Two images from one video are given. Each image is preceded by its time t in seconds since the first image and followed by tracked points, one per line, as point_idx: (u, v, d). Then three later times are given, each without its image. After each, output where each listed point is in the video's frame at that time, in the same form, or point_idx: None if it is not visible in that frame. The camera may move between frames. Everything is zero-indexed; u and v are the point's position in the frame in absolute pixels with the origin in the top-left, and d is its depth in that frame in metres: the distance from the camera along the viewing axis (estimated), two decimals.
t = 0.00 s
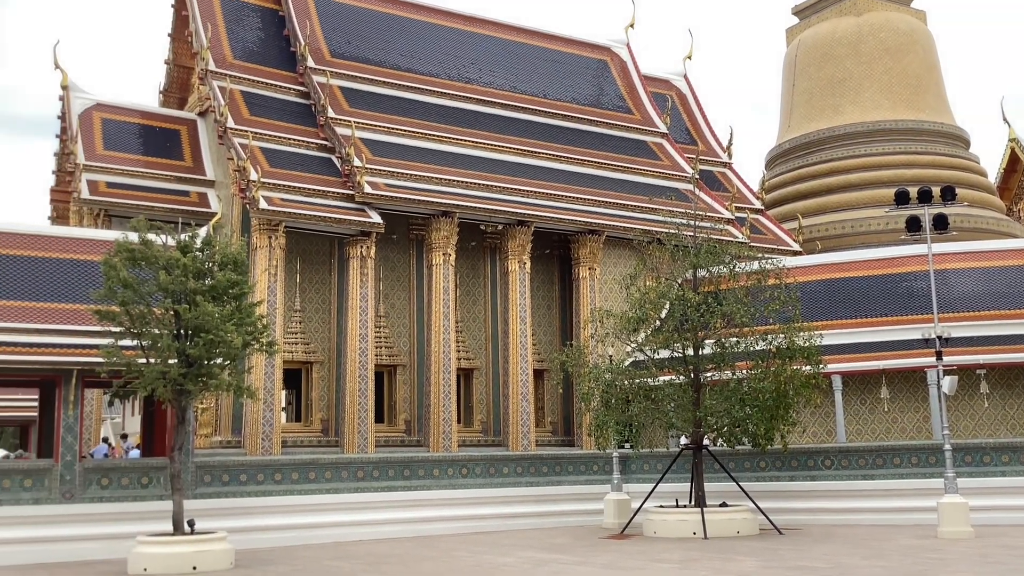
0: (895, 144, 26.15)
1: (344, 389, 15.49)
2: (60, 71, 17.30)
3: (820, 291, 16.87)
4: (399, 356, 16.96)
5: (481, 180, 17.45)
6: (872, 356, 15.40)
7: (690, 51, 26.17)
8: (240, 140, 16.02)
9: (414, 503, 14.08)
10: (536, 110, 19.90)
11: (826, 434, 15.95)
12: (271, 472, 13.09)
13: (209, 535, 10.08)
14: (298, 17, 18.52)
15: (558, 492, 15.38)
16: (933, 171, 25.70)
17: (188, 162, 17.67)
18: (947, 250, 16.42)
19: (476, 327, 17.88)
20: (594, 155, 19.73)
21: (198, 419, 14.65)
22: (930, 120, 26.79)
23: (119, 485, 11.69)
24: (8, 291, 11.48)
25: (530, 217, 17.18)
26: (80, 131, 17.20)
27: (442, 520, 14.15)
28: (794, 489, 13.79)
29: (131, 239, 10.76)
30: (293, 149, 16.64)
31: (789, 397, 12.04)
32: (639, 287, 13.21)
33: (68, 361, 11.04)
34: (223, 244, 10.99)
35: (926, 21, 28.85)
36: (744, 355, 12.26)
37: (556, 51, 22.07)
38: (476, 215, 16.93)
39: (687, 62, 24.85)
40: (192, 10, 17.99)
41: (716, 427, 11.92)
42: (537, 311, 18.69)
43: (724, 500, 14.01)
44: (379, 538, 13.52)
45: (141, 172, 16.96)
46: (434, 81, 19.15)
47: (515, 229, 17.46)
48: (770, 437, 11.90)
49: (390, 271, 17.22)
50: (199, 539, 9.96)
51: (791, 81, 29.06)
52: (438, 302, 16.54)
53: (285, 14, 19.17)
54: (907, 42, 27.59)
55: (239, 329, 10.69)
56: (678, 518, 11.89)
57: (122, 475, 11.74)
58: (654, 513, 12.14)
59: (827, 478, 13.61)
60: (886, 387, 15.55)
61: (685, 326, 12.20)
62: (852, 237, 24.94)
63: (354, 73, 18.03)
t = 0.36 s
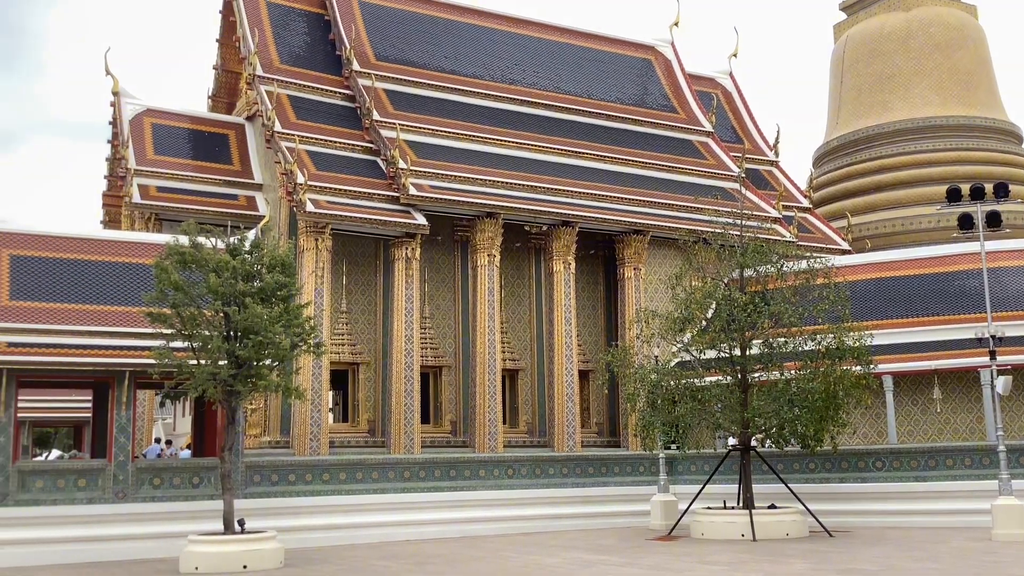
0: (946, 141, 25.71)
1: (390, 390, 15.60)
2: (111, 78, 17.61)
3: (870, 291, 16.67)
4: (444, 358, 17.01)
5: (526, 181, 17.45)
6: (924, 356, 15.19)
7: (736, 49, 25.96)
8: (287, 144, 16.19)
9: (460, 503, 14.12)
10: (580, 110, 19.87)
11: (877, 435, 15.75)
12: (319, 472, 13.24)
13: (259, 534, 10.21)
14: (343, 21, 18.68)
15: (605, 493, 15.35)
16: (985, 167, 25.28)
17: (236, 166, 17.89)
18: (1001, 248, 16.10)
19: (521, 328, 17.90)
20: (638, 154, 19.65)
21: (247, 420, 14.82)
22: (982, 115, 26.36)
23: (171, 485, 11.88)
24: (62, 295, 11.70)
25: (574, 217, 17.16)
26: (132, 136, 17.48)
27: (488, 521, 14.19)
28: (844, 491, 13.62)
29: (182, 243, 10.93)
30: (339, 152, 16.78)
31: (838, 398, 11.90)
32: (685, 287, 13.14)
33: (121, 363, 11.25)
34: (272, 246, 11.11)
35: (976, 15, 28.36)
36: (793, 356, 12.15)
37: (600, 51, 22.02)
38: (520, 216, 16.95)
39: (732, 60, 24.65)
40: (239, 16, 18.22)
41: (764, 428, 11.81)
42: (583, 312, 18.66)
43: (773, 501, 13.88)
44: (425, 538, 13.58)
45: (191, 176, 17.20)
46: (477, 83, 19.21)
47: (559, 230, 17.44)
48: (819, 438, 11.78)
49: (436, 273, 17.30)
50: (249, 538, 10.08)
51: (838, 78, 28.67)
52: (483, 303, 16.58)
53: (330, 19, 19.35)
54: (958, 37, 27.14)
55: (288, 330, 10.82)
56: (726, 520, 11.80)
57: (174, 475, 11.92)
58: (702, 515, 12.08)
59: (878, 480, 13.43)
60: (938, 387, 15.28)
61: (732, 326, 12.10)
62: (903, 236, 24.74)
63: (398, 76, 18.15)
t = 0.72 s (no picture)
0: (997, 136, 25.20)
1: (434, 390, 15.66)
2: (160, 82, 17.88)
3: (920, 289, 16.43)
4: (488, 358, 17.03)
5: (569, 181, 17.41)
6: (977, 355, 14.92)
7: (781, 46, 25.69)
8: (331, 146, 16.32)
9: (505, 503, 14.14)
10: (624, 109, 19.79)
11: (927, 435, 15.52)
12: (365, 471, 13.34)
13: (307, 533, 10.30)
14: (386, 24, 18.78)
15: (650, 493, 15.28)
16: None
17: (282, 168, 18.07)
18: None
19: (565, 328, 17.88)
20: (682, 153, 19.53)
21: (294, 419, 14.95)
22: None
23: (219, 484, 12.02)
24: (112, 297, 11.90)
25: (618, 216, 17.10)
26: (180, 140, 17.73)
27: (533, 521, 14.18)
28: (894, 492, 13.43)
29: (230, 245, 11.06)
30: (383, 154, 16.88)
31: (888, 398, 11.73)
32: (731, 286, 13.03)
33: (172, 363, 11.43)
34: (317, 247, 11.20)
35: None
36: (841, 356, 12.04)
37: (643, 49, 21.93)
38: (564, 216, 16.93)
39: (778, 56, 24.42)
40: (285, 20, 18.41)
41: (813, 428, 11.68)
42: (626, 311, 18.58)
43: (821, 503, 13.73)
44: (471, 538, 13.61)
45: (238, 178, 17.41)
46: (520, 83, 19.22)
47: (603, 229, 17.38)
48: (868, 439, 11.62)
49: (479, 273, 17.34)
50: (296, 537, 10.17)
51: (886, 73, 28.24)
52: (527, 303, 16.58)
53: (374, 21, 19.47)
54: (1008, 30, 26.63)
55: (333, 331, 10.90)
56: (774, 521, 11.69)
57: (222, 474, 12.07)
58: (750, 516, 11.98)
59: (929, 481, 13.23)
60: (991, 387, 15.00)
61: (779, 326, 11.98)
62: (954, 232, 24.45)
63: (441, 77, 18.21)
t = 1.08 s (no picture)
0: None
1: (475, 390, 15.67)
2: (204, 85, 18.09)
3: (968, 286, 16.16)
4: (530, 357, 17.03)
5: (610, 179, 17.34)
6: None
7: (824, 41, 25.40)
8: (372, 147, 16.41)
9: (548, 503, 14.12)
10: (664, 106, 19.69)
11: (976, 436, 15.26)
12: (408, 471, 13.41)
13: (350, 531, 10.38)
14: (427, 24, 18.84)
15: (693, 493, 15.18)
16: None
17: (324, 169, 18.20)
18: None
19: (606, 327, 17.83)
20: (724, 150, 19.38)
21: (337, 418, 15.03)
22: None
23: (264, 482, 12.15)
24: (159, 297, 12.06)
25: (659, 215, 17.01)
26: (224, 142, 17.93)
27: (575, 521, 14.14)
28: (942, 493, 13.23)
29: (273, 245, 11.16)
30: (424, 154, 16.95)
31: (936, 397, 11.54)
32: (775, 284, 12.89)
33: (218, 363, 11.57)
34: (360, 247, 11.26)
35: None
36: (890, 354, 12.05)
37: (684, 46, 21.80)
38: (605, 214, 16.87)
39: (821, 52, 24.15)
40: (326, 22, 18.55)
41: (859, 428, 11.53)
42: (668, 310, 18.49)
43: (867, 503, 13.53)
44: (514, 537, 13.61)
45: (280, 179, 17.57)
46: (560, 81, 19.19)
47: (644, 228, 17.30)
48: (916, 439, 11.46)
49: (520, 272, 17.35)
50: (341, 535, 10.24)
51: (932, 68, 27.83)
52: (568, 302, 16.54)
53: (414, 22, 19.56)
54: None
55: (376, 331, 10.96)
56: (821, 522, 11.56)
57: (267, 472, 12.19)
58: (794, 517, 11.87)
59: (978, 482, 13.01)
60: None
61: (824, 324, 11.84)
62: (1005, 228, 24.09)
63: (481, 77, 18.23)
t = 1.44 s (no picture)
0: None
1: (511, 389, 15.68)
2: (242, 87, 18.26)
3: (1011, 283, 15.91)
4: (566, 356, 17.02)
5: (645, 177, 17.26)
6: None
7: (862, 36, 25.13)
8: (408, 147, 16.47)
9: (584, 502, 14.10)
10: (700, 103, 19.57)
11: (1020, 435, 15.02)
12: (445, 469, 13.48)
13: (388, 528, 10.42)
14: (462, 24, 18.88)
15: (731, 493, 15.08)
16: None
17: (360, 169, 18.30)
18: None
19: (642, 325, 17.77)
20: (761, 147, 19.23)
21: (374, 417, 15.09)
22: None
23: (303, 480, 12.23)
24: (199, 297, 12.20)
25: (696, 212, 16.91)
26: (262, 143, 18.09)
27: (612, 520, 14.11)
28: (984, 493, 13.05)
29: (310, 245, 11.24)
30: (460, 153, 16.98)
31: (979, 396, 11.38)
32: (813, 282, 12.78)
33: (256, 362, 11.68)
34: (396, 247, 11.31)
35: None
36: (930, 353, 11.93)
37: (721, 42, 21.66)
38: (641, 213, 16.80)
39: (859, 47, 23.89)
40: (362, 23, 18.65)
41: (899, 428, 11.40)
42: (704, 308, 18.39)
43: (908, 503, 13.38)
44: (550, 536, 13.61)
45: (317, 180, 17.70)
46: (596, 79, 19.14)
47: (680, 226, 17.21)
48: (958, 439, 11.32)
49: (555, 270, 17.33)
50: (379, 533, 10.29)
51: (973, 62, 27.43)
52: (603, 300, 16.49)
53: (450, 21, 19.61)
54: None
55: (412, 330, 11.01)
56: (861, 522, 11.44)
57: (306, 470, 12.27)
58: (834, 517, 11.76)
59: (1022, 482, 12.81)
60: None
61: (864, 322, 11.72)
62: None
63: (516, 76, 18.24)
